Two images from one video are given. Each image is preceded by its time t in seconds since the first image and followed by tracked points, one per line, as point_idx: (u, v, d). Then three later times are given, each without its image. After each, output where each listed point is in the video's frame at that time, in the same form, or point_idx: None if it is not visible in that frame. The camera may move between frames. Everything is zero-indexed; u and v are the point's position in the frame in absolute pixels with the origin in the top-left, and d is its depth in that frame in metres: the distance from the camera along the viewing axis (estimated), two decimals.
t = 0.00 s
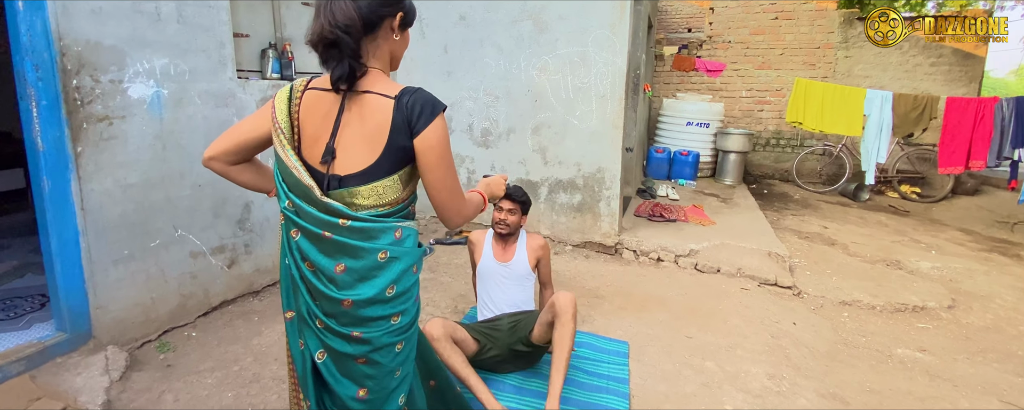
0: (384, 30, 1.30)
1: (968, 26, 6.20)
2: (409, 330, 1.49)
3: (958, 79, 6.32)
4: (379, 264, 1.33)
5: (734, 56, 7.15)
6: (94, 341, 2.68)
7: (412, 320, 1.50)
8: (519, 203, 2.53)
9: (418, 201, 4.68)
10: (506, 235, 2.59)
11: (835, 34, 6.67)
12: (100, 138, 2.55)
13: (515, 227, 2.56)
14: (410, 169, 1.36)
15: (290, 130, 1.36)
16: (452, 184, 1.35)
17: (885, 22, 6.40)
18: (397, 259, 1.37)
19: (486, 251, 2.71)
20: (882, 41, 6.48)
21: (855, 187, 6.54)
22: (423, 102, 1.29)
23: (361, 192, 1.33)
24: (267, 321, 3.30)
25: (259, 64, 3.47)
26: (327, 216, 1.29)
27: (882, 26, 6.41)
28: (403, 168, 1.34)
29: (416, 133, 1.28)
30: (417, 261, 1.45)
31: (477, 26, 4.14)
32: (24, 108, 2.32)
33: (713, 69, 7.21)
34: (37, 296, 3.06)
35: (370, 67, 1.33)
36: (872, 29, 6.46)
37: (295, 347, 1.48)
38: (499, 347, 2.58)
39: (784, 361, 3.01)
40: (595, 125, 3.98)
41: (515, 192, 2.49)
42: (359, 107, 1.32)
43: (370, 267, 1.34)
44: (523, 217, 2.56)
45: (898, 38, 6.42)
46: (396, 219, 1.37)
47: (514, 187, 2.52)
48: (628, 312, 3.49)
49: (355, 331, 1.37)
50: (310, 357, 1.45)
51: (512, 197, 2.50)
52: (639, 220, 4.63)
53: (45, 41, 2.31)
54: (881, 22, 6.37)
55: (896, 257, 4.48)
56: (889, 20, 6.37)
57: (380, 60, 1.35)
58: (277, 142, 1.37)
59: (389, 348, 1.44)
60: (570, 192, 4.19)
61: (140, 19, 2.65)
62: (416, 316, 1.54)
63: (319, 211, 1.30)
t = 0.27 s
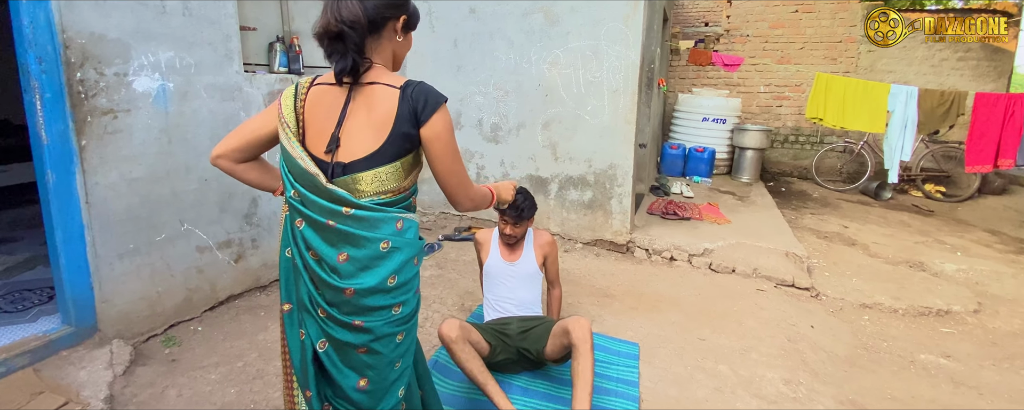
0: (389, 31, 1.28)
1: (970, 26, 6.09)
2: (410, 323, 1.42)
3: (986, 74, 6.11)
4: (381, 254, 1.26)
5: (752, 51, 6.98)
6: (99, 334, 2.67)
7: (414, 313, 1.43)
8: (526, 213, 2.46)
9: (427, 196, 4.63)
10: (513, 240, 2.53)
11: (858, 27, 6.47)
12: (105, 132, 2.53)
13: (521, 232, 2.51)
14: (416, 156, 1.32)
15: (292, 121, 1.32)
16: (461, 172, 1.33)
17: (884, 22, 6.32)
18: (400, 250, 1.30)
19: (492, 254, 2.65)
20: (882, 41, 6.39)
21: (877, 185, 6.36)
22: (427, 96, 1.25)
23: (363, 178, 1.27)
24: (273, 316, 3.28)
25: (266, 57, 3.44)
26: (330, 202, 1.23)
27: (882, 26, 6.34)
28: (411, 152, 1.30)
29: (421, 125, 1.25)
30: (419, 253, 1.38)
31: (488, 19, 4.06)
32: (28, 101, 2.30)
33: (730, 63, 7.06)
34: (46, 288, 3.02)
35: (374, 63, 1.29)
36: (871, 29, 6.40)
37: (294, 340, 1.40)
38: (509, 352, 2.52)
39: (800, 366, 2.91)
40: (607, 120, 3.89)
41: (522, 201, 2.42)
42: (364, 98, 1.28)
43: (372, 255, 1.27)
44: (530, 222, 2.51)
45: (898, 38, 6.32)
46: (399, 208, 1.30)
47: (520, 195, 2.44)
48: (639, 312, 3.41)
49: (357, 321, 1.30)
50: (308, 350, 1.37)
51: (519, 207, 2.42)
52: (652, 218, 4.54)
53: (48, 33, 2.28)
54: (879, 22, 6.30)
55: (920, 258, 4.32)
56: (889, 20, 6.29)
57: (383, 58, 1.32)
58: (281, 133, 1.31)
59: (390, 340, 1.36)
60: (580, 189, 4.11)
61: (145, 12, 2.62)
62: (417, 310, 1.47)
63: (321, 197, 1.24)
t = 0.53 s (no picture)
0: (403, 51, 1.47)
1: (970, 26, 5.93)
2: (400, 311, 1.47)
3: (1017, 71, 5.84)
4: (368, 235, 1.35)
5: (772, 47, 6.83)
6: (109, 328, 2.70)
7: (405, 301, 1.48)
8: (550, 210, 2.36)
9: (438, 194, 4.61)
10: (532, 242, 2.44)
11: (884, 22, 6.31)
12: (115, 128, 2.55)
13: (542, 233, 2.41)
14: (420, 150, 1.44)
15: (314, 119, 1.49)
16: (459, 172, 1.44)
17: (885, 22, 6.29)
18: (387, 235, 1.38)
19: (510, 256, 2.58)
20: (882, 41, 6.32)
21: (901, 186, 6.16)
22: (432, 100, 1.41)
23: (364, 159, 1.38)
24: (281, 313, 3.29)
25: (276, 54, 3.45)
26: (331, 182, 1.37)
27: (882, 26, 6.30)
28: (413, 146, 1.43)
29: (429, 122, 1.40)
30: (410, 243, 1.45)
31: (499, 15, 4.02)
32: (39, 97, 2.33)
33: (749, 60, 6.85)
34: (60, 281, 3.06)
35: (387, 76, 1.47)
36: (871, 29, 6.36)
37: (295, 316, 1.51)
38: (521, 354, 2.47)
39: (816, 373, 2.82)
40: (619, 118, 3.82)
41: (547, 196, 2.32)
42: (376, 97, 1.43)
43: (359, 235, 1.35)
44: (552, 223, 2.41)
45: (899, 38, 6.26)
46: (391, 196, 1.39)
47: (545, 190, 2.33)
48: (649, 314, 3.35)
49: (342, 297, 1.38)
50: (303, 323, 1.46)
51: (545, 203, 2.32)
52: (665, 218, 4.46)
53: (58, 30, 2.30)
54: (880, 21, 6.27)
55: (945, 262, 4.17)
56: (889, 20, 6.26)
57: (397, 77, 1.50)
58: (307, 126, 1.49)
59: (376, 322, 1.42)
60: (592, 188, 4.05)
61: (154, 8, 2.64)
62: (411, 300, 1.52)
63: (325, 176, 1.38)
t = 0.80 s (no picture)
0: (429, 72, 1.69)
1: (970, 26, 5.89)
2: (387, 294, 1.58)
3: None
4: (365, 216, 1.49)
5: (794, 43, 6.67)
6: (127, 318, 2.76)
7: (393, 286, 1.59)
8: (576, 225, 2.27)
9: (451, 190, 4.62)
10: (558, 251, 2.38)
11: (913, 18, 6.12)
12: (132, 123, 2.61)
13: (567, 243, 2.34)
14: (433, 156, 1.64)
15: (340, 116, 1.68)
16: (469, 184, 1.68)
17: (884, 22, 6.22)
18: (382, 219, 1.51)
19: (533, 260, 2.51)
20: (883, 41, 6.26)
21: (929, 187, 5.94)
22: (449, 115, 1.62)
23: (373, 146, 1.53)
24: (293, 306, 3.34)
25: (291, 51, 3.50)
26: (339, 166, 1.53)
27: (882, 26, 6.23)
28: (425, 148, 1.61)
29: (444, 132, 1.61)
30: (403, 231, 1.58)
31: (512, 11, 4.00)
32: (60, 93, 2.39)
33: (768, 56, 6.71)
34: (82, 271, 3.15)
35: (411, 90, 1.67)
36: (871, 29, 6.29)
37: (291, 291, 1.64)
38: (529, 356, 2.43)
39: (833, 379, 2.74)
40: (634, 115, 3.77)
41: (576, 212, 2.23)
42: (401, 102, 1.63)
43: (356, 216, 1.50)
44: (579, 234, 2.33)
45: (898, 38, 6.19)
46: (391, 185, 1.54)
47: (576, 204, 2.24)
48: (661, 315, 3.30)
49: (334, 271, 1.51)
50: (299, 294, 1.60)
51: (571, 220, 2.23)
52: (680, 217, 4.39)
53: (78, 28, 2.35)
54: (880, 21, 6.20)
55: (973, 266, 4.02)
56: (889, 20, 6.18)
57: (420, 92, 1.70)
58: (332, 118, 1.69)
59: (363, 300, 1.53)
60: (605, 186, 4.01)
61: (171, 6, 2.69)
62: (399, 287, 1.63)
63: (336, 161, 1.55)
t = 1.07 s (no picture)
0: (441, 79, 1.71)
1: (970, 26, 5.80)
2: (381, 282, 1.60)
3: None
4: (363, 203, 1.52)
5: (819, 38, 6.50)
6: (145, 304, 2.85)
7: (388, 274, 1.61)
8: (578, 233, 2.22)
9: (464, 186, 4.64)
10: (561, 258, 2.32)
11: (945, 11, 5.91)
12: (150, 116, 2.69)
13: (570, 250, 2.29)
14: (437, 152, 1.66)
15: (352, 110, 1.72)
16: (470, 186, 1.69)
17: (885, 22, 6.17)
18: (380, 207, 1.53)
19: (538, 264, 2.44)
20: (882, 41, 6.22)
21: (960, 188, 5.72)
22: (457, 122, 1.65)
23: (378, 136, 1.56)
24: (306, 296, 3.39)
25: (306, 46, 3.56)
26: (343, 152, 1.57)
27: (882, 26, 6.18)
28: (430, 146, 1.62)
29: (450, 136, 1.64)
30: (402, 221, 1.60)
31: (525, 6, 3.99)
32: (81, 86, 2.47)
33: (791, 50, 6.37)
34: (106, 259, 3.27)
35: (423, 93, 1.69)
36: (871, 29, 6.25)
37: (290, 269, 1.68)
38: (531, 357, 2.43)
39: (848, 382, 2.67)
40: (648, 110, 3.73)
41: (575, 220, 2.18)
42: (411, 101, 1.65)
43: (356, 201, 1.52)
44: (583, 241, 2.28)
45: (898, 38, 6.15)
46: (392, 175, 1.56)
47: (576, 212, 2.19)
48: (671, 314, 3.25)
49: (330, 253, 1.53)
50: (298, 274, 1.63)
51: (572, 228, 2.19)
52: (696, 215, 4.32)
53: (98, 23, 2.43)
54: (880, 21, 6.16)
55: (1004, 270, 3.86)
56: (889, 19, 6.13)
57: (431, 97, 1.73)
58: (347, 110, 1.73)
59: (356, 285, 1.55)
60: (618, 182, 3.98)
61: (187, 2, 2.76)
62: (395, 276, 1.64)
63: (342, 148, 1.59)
